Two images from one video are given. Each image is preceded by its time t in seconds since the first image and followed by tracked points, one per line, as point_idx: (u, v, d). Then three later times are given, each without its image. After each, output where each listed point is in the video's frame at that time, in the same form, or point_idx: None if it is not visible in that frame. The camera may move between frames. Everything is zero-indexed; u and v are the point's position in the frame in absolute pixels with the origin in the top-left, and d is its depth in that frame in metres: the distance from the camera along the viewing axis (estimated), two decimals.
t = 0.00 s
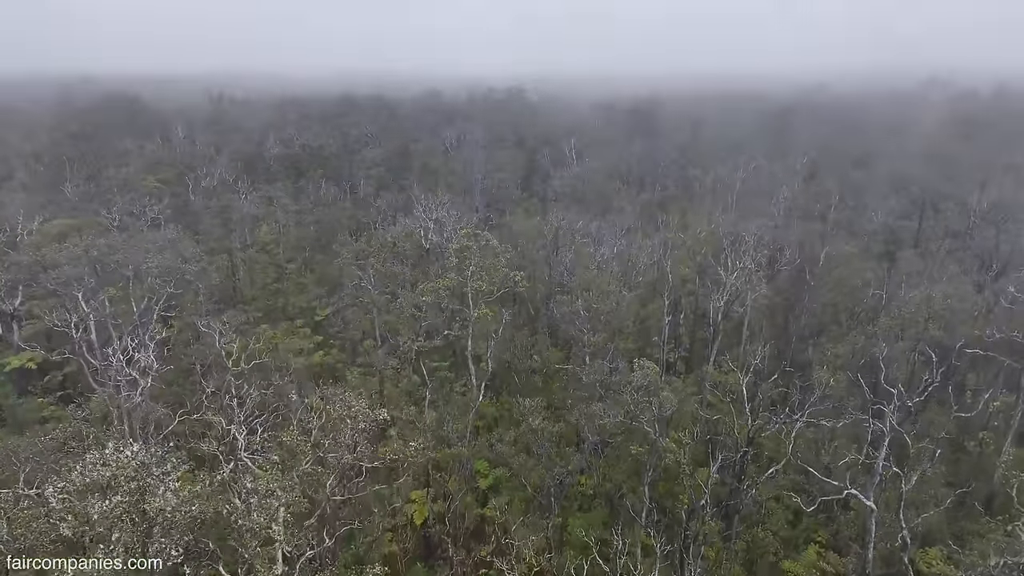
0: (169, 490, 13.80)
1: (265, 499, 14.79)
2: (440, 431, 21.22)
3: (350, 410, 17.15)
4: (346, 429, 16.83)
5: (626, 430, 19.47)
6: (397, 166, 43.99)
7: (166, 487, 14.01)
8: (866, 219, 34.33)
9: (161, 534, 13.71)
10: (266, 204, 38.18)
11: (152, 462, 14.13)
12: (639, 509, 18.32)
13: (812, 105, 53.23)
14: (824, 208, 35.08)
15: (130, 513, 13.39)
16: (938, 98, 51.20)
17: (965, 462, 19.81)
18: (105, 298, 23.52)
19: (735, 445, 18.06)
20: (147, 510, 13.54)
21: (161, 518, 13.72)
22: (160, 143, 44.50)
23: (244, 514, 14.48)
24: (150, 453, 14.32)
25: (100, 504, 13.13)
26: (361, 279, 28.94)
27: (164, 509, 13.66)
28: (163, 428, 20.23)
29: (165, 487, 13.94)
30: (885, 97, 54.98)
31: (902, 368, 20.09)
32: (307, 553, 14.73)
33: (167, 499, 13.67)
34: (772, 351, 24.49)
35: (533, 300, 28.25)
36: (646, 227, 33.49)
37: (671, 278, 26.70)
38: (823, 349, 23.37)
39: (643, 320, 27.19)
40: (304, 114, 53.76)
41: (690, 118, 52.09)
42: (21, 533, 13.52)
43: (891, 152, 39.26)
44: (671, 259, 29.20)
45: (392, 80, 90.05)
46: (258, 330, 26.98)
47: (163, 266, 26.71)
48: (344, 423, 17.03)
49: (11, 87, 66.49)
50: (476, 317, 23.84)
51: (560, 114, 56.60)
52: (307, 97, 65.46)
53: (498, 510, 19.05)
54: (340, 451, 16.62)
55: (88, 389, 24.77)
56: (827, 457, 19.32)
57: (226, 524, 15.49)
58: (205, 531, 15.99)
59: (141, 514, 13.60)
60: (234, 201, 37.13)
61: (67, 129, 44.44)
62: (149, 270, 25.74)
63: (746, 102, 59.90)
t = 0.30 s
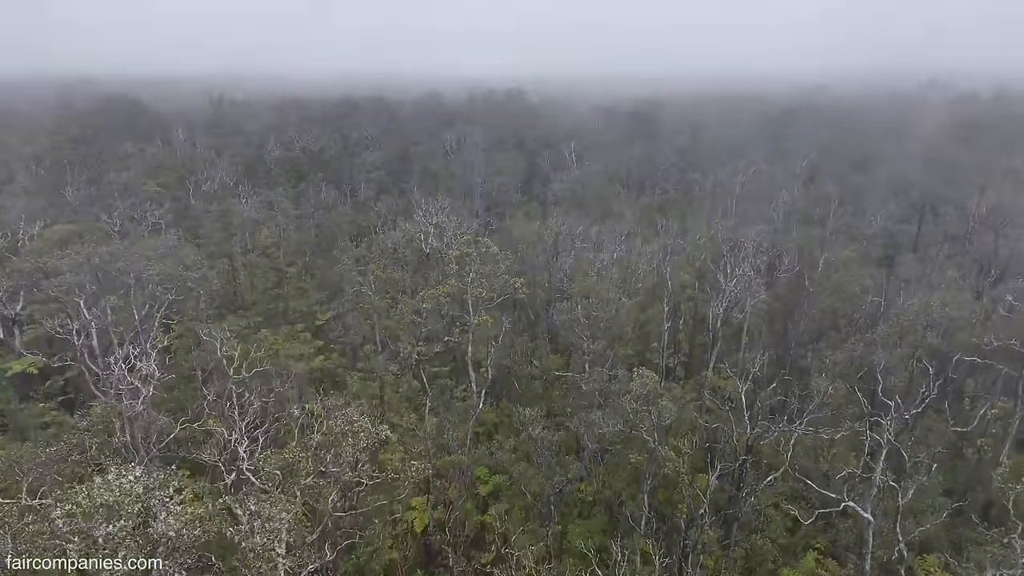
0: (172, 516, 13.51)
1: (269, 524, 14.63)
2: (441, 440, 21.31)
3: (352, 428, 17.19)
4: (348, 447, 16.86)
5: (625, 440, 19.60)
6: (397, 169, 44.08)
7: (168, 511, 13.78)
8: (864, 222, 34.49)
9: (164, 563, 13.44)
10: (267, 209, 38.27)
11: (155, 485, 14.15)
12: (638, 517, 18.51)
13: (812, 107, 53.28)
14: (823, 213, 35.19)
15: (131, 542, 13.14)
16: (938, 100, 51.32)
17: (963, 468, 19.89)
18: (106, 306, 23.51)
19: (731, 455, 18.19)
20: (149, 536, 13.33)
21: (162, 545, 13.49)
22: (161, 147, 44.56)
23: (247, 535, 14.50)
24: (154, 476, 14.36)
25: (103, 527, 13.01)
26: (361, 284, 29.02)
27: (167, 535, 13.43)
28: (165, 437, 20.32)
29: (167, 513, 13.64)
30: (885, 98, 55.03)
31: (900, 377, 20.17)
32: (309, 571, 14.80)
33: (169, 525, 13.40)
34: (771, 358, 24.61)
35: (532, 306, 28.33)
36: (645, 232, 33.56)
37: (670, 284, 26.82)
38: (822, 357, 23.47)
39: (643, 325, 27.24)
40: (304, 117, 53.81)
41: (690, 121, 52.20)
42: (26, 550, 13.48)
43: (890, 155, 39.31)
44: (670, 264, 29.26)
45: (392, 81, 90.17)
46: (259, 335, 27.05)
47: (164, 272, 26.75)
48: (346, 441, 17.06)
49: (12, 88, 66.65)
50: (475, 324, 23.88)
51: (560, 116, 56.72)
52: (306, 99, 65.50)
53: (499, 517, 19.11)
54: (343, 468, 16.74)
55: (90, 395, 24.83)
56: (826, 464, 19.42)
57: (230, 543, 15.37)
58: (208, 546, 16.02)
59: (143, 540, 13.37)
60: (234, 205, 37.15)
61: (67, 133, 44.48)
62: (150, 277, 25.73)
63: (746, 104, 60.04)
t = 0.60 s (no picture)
0: (177, 540, 13.50)
1: (273, 548, 14.43)
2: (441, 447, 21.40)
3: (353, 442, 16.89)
4: (348, 463, 16.58)
5: (626, 450, 19.54)
6: (397, 172, 44.10)
7: (172, 534, 13.74)
8: (864, 226, 34.56)
9: None
10: (267, 213, 38.30)
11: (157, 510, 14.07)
12: (637, 524, 18.63)
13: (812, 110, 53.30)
14: (823, 217, 35.27)
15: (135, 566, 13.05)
16: (938, 103, 51.36)
17: (961, 475, 19.95)
18: (108, 314, 23.48)
19: (730, 463, 18.24)
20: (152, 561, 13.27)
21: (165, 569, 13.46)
22: (161, 150, 44.62)
23: (250, 558, 14.23)
24: (154, 501, 14.28)
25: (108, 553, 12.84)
26: (361, 289, 29.02)
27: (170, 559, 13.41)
28: (167, 445, 20.36)
29: (171, 536, 13.63)
30: (885, 101, 55.06)
31: (897, 386, 20.26)
32: None
33: (174, 549, 13.39)
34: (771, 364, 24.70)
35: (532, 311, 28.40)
36: (645, 236, 33.60)
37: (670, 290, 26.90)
38: (821, 363, 23.57)
39: (643, 330, 27.31)
40: (304, 119, 53.81)
41: (691, 123, 52.28)
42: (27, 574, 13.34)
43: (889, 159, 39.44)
44: (670, 270, 29.29)
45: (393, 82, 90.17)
46: (260, 340, 27.12)
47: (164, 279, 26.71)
48: (347, 456, 16.82)
49: (12, 88, 66.78)
50: (475, 331, 23.91)
51: (560, 119, 56.74)
52: (306, 101, 65.49)
53: (499, 523, 19.21)
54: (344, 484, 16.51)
55: (92, 400, 24.94)
56: (824, 470, 19.52)
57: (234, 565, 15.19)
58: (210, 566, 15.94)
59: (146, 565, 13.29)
60: (235, 209, 37.20)
61: (67, 136, 44.43)
62: (152, 285, 25.73)
63: (746, 107, 60.08)
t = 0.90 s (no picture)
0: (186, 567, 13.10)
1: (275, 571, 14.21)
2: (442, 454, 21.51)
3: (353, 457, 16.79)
4: (349, 478, 16.53)
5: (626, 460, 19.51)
6: (398, 176, 44.16)
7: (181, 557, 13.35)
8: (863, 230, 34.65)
9: None
10: (267, 217, 38.37)
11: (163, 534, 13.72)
12: (637, 532, 18.69)
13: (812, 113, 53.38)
14: (822, 222, 35.39)
15: None
16: (937, 106, 51.36)
17: (960, 482, 20.01)
18: (110, 322, 23.52)
19: (729, 472, 18.31)
20: None
21: None
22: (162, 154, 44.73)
23: None
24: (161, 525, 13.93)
25: None
26: (361, 295, 29.09)
27: None
28: (168, 451, 20.42)
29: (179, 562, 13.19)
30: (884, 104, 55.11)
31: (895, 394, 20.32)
32: None
33: None
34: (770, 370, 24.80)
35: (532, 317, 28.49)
36: (645, 241, 33.68)
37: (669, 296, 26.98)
38: (820, 369, 23.67)
39: (643, 336, 27.39)
40: (304, 122, 53.90)
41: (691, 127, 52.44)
42: None
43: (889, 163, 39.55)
44: (669, 276, 29.35)
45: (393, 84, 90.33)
46: (260, 346, 27.18)
47: (166, 285, 26.76)
48: (347, 471, 16.76)
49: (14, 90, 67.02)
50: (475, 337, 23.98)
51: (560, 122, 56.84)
52: (306, 102, 65.57)
53: (498, 531, 19.25)
54: (345, 499, 16.46)
55: (92, 406, 25.01)
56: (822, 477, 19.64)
57: None
58: None
59: None
60: (235, 214, 37.28)
61: (69, 139, 44.50)
62: (152, 291, 25.76)
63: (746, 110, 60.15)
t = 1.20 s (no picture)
0: None
1: None
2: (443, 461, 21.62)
3: (354, 469, 16.78)
4: (350, 489, 16.57)
5: (625, 467, 19.78)
6: (398, 180, 44.26)
7: None
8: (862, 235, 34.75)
9: None
10: (268, 222, 38.45)
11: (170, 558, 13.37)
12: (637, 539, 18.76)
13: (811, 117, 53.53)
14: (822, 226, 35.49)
15: None
16: (936, 110, 51.51)
17: (959, 490, 20.08)
18: (111, 329, 23.56)
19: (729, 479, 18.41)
20: None
21: None
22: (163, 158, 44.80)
23: None
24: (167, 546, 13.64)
25: None
26: (361, 301, 29.17)
27: None
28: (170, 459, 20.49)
29: None
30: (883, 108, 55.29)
31: (894, 402, 20.39)
32: None
33: None
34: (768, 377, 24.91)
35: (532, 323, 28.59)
36: (645, 247, 33.76)
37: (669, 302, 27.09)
38: (819, 376, 23.74)
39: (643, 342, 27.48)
40: (304, 126, 54.00)
41: (691, 131, 52.61)
42: None
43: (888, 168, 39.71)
44: (670, 282, 29.44)
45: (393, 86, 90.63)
46: (262, 352, 27.29)
47: (167, 291, 26.83)
48: (348, 482, 16.77)
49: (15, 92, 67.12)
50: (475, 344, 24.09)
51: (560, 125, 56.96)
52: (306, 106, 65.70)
53: (499, 538, 19.33)
54: (346, 510, 16.47)
55: (93, 411, 25.11)
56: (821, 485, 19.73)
57: None
58: None
59: None
60: (236, 218, 37.36)
61: (69, 143, 44.53)
62: (154, 298, 25.80)
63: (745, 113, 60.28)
